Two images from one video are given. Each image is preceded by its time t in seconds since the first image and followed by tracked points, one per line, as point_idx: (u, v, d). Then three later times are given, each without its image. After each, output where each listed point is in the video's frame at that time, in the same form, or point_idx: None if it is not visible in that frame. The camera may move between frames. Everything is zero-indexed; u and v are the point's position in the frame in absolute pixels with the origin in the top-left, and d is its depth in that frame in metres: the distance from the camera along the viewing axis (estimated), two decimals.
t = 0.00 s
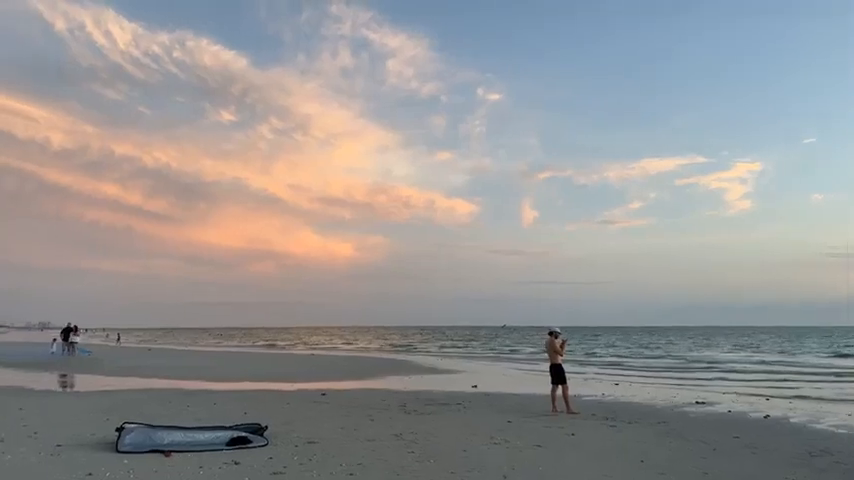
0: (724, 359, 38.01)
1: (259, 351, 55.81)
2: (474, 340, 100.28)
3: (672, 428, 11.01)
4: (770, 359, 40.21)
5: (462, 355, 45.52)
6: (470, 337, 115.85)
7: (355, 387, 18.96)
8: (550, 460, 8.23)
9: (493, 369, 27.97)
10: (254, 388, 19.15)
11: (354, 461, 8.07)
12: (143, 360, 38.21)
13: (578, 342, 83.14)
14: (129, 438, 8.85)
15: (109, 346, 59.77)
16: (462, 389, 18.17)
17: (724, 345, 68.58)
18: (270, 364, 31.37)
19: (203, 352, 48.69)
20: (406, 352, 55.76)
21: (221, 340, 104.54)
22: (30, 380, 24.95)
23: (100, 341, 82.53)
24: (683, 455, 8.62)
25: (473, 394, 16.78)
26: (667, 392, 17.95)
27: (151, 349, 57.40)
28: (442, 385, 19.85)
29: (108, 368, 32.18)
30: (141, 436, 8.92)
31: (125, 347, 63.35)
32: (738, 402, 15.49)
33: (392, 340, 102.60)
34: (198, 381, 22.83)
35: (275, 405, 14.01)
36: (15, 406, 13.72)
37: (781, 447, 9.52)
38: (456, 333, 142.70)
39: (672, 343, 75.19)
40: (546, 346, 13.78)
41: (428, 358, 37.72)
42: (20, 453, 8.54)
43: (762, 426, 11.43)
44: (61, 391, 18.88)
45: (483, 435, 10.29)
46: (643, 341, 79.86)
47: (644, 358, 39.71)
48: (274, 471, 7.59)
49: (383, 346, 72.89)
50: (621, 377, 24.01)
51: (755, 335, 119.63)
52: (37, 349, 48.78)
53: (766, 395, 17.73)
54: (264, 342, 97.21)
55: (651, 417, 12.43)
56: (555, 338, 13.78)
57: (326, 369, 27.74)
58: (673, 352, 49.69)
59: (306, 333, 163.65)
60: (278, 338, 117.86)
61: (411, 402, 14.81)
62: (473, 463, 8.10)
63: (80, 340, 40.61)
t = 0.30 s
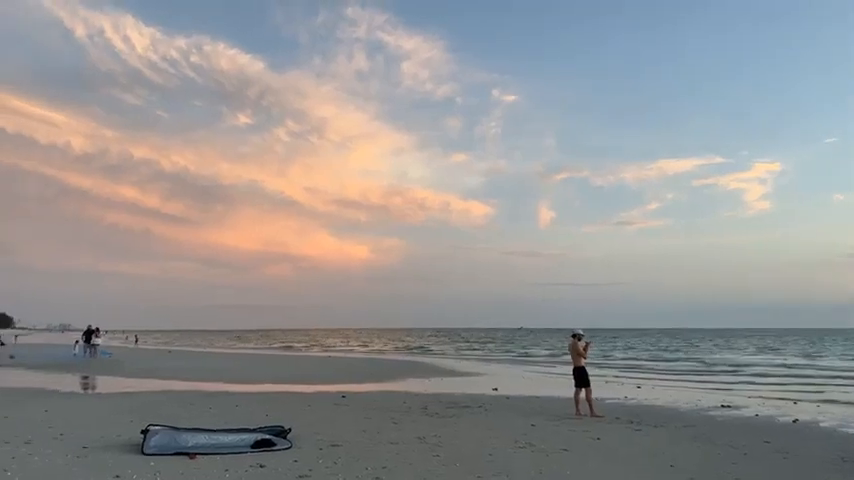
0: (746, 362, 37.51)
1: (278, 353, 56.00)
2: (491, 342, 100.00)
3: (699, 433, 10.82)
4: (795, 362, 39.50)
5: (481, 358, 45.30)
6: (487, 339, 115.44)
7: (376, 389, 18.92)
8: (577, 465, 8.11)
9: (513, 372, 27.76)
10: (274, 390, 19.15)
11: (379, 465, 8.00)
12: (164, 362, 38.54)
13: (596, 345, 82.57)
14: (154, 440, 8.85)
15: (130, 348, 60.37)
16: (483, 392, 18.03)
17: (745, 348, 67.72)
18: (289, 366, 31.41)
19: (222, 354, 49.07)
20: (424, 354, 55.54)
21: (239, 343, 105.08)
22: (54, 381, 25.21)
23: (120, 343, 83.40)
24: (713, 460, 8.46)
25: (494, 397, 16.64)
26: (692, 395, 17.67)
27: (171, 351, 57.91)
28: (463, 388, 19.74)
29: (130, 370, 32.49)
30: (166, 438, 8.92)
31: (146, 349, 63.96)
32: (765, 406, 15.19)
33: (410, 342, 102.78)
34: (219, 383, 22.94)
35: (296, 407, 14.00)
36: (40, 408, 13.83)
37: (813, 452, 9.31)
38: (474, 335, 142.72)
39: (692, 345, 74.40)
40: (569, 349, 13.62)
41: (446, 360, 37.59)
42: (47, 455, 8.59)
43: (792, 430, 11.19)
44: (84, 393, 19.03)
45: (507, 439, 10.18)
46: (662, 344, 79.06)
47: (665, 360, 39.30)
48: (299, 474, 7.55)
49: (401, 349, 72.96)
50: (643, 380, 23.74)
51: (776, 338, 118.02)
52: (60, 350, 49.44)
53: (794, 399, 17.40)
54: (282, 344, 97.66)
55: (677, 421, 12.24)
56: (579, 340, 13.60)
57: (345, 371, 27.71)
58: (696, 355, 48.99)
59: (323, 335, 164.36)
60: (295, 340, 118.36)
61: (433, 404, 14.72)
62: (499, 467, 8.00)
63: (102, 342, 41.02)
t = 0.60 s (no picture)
0: (768, 364, 37.06)
1: (294, 355, 56.18)
2: (507, 344, 99.61)
3: (726, 436, 10.70)
4: (817, 365, 38.95)
5: (498, 360, 45.13)
6: (502, 341, 115.10)
7: (395, 391, 18.91)
8: (606, 468, 8.04)
9: (531, 374, 27.62)
10: (294, 392, 19.20)
11: (406, 467, 7.98)
12: (184, 363, 38.84)
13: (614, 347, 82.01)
14: (181, 441, 8.89)
15: (148, 350, 60.95)
16: (503, 394, 17.94)
17: (765, 350, 67.00)
18: (307, 368, 31.46)
19: (241, 355, 49.37)
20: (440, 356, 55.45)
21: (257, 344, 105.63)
22: (76, 383, 25.46)
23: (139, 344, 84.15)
24: (744, 464, 8.35)
25: (514, 399, 16.56)
26: (715, 398, 17.46)
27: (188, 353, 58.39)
28: (482, 390, 19.67)
29: (150, 372, 32.77)
30: (192, 439, 8.96)
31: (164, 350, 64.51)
32: (791, 409, 14.98)
33: (425, 344, 102.69)
34: (238, 384, 23.08)
35: (318, 409, 14.02)
36: (65, 409, 13.98)
37: (846, 456, 9.16)
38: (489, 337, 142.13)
39: (711, 347, 73.64)
40: (592, 351, 13.53)
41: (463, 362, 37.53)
42: (76, 455, 8.66)
43: (822, 434, 11.02)
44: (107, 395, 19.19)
45: (531, 441, 10.12)
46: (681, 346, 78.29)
47: (684, 363, 38.91)
48: (327, 476, 7.55)
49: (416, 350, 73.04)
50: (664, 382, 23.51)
51: (795, 340, 116.54)
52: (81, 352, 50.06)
53: (820, 402, 17.12)
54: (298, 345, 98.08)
55: (703, 424, 12.11)
56: (602, 342, 13.50)
57: (363, 373, 27.72)
58: (715, 357, 48.45)
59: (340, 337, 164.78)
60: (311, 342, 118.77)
61: (454, 407, 14.68)
62: (526, 470, 7.96)
63: (121, 344, 41.40)
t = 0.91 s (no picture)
0: (791, 368, 36.44)
1: (312, 357, 56.29)
2: (524, 347, 99.10)
3: (755, 441, 10.54)
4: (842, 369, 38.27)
5: (516, 363, 44.88)
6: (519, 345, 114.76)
7: (416, 394, 18.86)
8: (636, 474, 7.96)
9: (551, 378, 27.43)
10: (315, 394, 19.24)
11: (434, 472, 7.95)
12: (204, 366, 39.14)
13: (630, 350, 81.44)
14: (208, 445, 8.92)
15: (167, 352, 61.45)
16: (524, 398, 17.82)
17: (786, 353, 66.07)
18: (325, 371, 31.49)
19: (261, 358, 49.60)
20: (457, 359, 55.27)
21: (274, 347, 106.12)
22: (98, 385, 25.70)
23: (159, 348, 84.93)
24: (777, 470, 8.21)
25: (537, 403, 16.45)
26: (741, 403, 17.21)
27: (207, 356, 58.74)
28: (503, 394, 19.58)
29: (171, 374, 33.03)
30: (220, 442, 8.99)
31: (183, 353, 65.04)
32: (819, 414, 14.75)
33: (441, 347, 102.52)
34: (259, 387, 23.19)
35: (341, 412, 14.02)
36: (91, 411, 14.11)
37: None
38: (505, 339, 141.95)
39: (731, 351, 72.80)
40: (616, 354, 13.42)
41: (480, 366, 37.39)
42: (106, 458, 8.73)
43: None
44: (131, 397, 19.39)
45: (558, 446, 10.05)
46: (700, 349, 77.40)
47: (705, 367, 38.41)
48: None
49: (433, 353, 73.07)
50: (688, 386, 23.20)
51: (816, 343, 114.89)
52: (103, 354, 50.63)
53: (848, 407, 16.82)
54: (316, 348, 98.43)
55: (730, 429, 11.96)
56: (626, 346, 13.36)
57: (382, 376, 27.73)
58: (737, 361, 47.82)
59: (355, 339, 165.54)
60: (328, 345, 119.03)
61: (476, 410, 14.63)
62: (555, 475, 7.89)
63: (142, 346, 41.77)
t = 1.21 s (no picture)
0: (816, 370, 35.84)
1: (330, 359, 56.38)
2: (541, 349, 98.60)
3: (787, 444, 10.35)
4: None
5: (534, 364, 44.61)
6: (536, 346, 114.29)
7: (437, 396, 18.77)
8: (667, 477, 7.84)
9: (571, 380, 27.18)
10: (335, 395, 19.22)
11: (461, 474, 7.87)
12: (224, 367, 39.42)
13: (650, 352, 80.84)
14: (234, 445, 8.90)
15: (185, 354, 61.87)
16: (546, 400, 17.67)
17: (807, 355, 65.12)
18: (344, 372, 31.49)
19: (280, 359, 49.89)
20: (474, 360, 55.05)
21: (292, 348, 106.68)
22: (120, 386, 25.89)
23: (177, 349, 85.65)
24: (812, 474, 8.05)
25: (559, 405, 16.29)
26: (768, 405, 16.93)
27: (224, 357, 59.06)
28: (524, 395, 19.42)
29: (192, 375, 33.29)
30: (245, 443, 8.95)
31: (201, 354, 65.51)
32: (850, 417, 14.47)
33: (457, 348, 102.33)
34: (280, 388, 23.28)
35: (363, 413, 13.97)
36: (115, 411, 14.21)
37: None
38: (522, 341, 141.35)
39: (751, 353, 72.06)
40: (641, 355, 13.27)
41: (499, 367, 37.18)
42: (133, 458, 8.75)
43: None
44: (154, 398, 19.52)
45: (585, 448, 9.92)
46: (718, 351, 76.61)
47: (726, 369, 37.90)
48: None
49: (449, 354, 72.95)
50: (711, 388, 22.88)
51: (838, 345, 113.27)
52: (124, 355, 51.18)
53: None
54: (332, 350, 98.71)
55: (759, 431, 11.76)
56: (651, 347, 13.20)
57: (401, 377, 27.67)
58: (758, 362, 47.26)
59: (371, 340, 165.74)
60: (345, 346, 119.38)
61: (499, 412, 14.52)
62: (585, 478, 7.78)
63: (162, 347, 42.12)
